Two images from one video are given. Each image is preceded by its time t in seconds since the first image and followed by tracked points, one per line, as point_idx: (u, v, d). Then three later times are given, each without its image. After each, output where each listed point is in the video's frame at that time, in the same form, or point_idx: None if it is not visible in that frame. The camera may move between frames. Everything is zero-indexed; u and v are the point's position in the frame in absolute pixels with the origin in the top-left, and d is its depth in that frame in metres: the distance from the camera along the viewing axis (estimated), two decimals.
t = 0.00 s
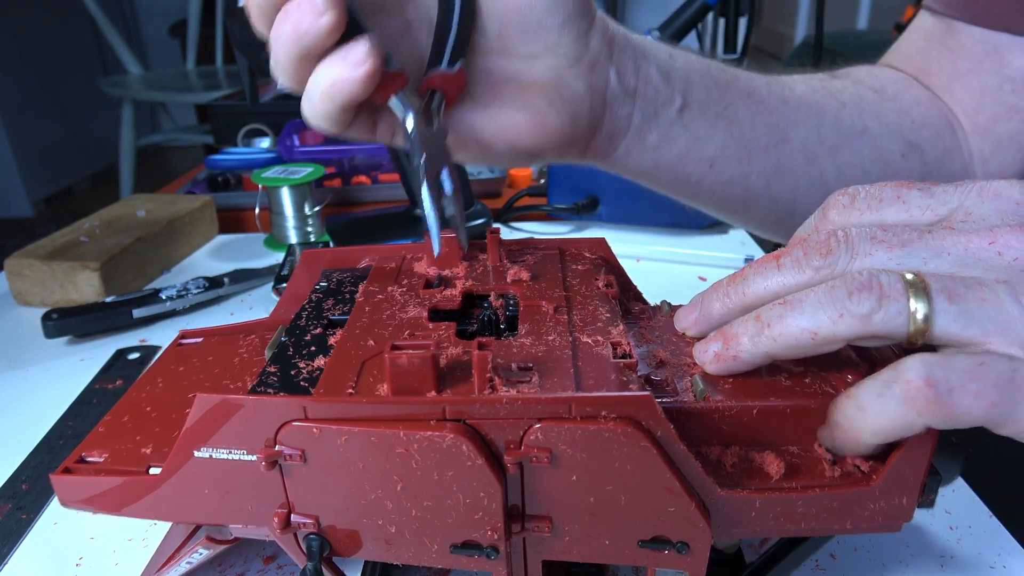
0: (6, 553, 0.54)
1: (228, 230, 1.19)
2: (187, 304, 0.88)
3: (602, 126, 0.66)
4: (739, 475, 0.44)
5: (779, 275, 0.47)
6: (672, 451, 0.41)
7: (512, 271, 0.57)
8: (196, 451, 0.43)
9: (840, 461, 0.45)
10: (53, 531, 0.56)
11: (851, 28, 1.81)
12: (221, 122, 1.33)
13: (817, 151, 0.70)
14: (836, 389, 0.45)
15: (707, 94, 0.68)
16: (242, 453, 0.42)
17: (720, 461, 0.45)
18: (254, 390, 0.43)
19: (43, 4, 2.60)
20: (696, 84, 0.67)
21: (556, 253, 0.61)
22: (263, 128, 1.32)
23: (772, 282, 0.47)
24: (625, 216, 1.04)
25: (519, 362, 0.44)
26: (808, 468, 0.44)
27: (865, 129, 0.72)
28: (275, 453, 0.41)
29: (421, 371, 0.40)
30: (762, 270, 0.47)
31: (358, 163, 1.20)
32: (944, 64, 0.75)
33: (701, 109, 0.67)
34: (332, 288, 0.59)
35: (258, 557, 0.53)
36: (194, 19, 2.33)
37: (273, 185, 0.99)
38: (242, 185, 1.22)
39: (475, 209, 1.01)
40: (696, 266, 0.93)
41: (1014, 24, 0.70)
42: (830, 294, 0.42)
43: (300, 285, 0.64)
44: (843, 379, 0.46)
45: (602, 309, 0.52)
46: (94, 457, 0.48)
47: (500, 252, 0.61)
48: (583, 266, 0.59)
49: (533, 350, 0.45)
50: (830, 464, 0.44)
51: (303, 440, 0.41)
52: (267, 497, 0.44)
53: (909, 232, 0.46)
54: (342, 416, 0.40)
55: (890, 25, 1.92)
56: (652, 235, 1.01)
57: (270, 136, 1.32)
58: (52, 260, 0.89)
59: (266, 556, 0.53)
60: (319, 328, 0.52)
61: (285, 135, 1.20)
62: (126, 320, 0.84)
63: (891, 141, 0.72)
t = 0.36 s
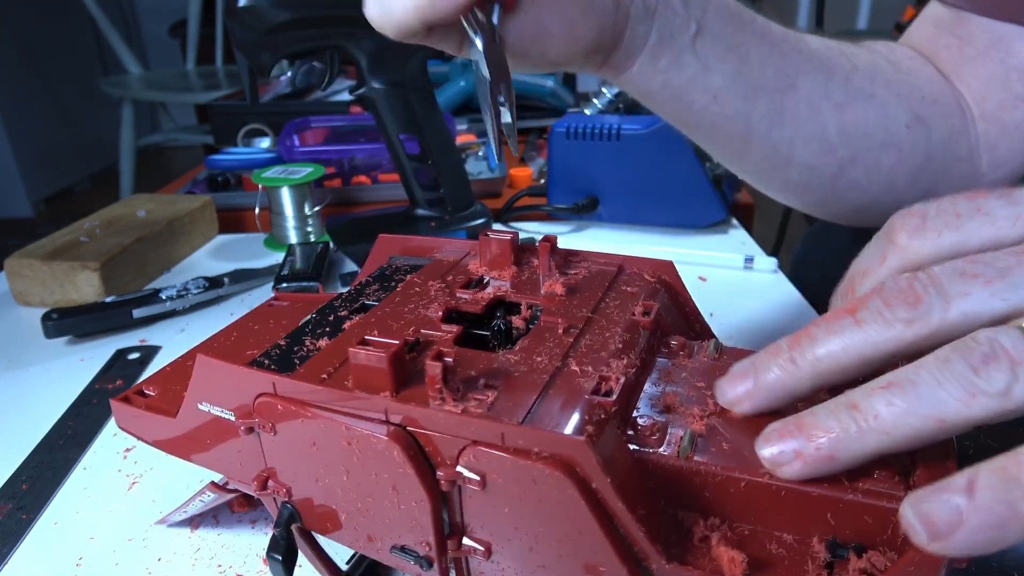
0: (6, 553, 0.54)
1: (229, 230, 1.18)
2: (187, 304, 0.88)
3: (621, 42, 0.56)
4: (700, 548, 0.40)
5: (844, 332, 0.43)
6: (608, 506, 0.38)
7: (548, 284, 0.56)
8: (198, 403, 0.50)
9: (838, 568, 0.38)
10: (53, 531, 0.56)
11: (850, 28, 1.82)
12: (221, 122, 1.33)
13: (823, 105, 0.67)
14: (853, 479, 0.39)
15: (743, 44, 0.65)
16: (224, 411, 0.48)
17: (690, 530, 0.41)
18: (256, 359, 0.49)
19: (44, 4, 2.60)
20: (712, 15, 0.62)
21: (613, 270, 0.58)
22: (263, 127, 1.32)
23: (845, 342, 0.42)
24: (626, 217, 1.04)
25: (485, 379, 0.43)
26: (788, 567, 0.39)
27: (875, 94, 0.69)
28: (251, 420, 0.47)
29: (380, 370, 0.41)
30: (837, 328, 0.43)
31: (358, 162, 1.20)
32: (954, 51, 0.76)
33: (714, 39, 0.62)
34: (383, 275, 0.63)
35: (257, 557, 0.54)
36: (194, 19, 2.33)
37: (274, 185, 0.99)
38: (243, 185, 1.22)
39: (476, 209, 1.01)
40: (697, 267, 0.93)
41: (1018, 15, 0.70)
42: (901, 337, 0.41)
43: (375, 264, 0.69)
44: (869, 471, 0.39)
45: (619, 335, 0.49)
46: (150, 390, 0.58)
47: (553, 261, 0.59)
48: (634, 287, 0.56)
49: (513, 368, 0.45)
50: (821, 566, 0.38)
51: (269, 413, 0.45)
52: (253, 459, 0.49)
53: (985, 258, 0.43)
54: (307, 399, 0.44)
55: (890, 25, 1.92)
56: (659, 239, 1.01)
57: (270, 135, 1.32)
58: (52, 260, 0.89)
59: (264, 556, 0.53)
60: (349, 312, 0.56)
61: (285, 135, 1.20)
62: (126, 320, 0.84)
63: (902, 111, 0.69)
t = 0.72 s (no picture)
0: (6, 552, 0.54)
1: (229, 230, 1.19)
2: (187, 304, 0.88)
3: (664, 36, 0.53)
4: (700, 548, 0.40)
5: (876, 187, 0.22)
6: (609, 506, 0.38)
7: (548, 284, 0.56)
8: (198, 403, 0.50)
9: (838, 568, 0.38)
10: (53, 532, 0.56)
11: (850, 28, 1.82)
12: (221, 122, 1.33)
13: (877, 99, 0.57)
14: (851, 479, 0.39)
15: None
16: (224, 411, 0.48)
17: (690, 531, 0.41)
18: (256, 359, 0.49)
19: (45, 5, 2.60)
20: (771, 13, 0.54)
21: (613, 271, 0.58)
22: (263, 127, 1.32)
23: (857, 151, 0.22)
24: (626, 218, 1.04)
25: (486, 379, 0.43)
26: (789, 568, 0.39)
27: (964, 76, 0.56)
28: (251, 421, 0.47)
29: (380, 370, 0.41)
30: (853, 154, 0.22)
31: (358, 163, 1.20)
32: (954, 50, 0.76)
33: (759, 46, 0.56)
34: (384, 275, 0.63)
35: (258, 557, 0.54)
36: (194, 19, 2.33)
37: (274, 185, 0.99)
38: (242, 185, 1.22)
39: (476, 209, 1.01)
40: (696, 268, 0.93)
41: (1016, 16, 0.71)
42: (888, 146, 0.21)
43: (376, 264, 0.69)
44: (868, 470, 0.39)
45: (618, 336, 0.49)
46: (150, 390, 0.58)
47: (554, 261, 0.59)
48: (634, 287, 0.56)
49: (514, 368, 0.45)
50: (821, 566, 0.38)
51: (269, 413, 0.45)
52: (252, 459, 0.49)
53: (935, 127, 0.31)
54: (307, 400, 0.44)
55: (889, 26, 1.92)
56: (660, 238, 1.01)
57: (270, 135, 1.32)
58: (52, 260, 0.89)
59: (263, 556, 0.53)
60: (349, 312, 0.56)
61: (285, 135, 1.20)
62: (126, 320, 0.84)
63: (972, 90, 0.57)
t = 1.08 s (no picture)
0: (6, 552, 0.54)
1: (229, 230, 1.19)
2: (187, 304, 0.88)
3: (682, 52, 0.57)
4: (700, 548, 0.40)
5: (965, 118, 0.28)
6: (609, 506, 0.38)
7: (548, 284, 0.56)
8: (198, 404, 0.50)
9: (838, 568, 0.38)
10: (52, 532, 0.56)
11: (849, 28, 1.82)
12: (221, 122, 1.33)
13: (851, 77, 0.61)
14: (852, 479, 0.39)
15: None
16: (224, 412, 0.48)
17: (690, 530, 0.41)
18: (256, 359, 0.49)
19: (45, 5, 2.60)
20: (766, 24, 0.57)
21: (613, 271, 0.58)
22: (263, 127, 1.32)
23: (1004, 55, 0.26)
24: (626, 218, 1.04)
25: (485, 379, 0.43)
26: (789, 568, 0.39)
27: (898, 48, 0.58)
28: (251, 420, 0.47)
29: (380, 370, 0.41)
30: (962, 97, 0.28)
31: (358, 163, 1.20)
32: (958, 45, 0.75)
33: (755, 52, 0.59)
34: (383, 275, 0.63)
35: (257, 557, 0.54)
36: (194, 19, 2.33)
37: (274, 186, 0.99)
38: (242, 185, 1.22)
39: (476, 209, 1.01)
40: (695, 267, 0.93)
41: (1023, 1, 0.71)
42: None
43: (376, 264, 0.69)
44: (868, 470, 0.39)
45: (619, 335, 0.49)
46: (150, 390, 0.58)
47: (553, 261, 0.59)
48: (634, 287, 0.56)
49: (515, 368, 0.45)
50: (821, 565, 0.38)
51: (269, 413, 0.45)
52: (253, 460, 0.49)
53: None
54: (306, 400, 0.44)
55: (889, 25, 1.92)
56: (660, 238, 1.01)
57: (270, 135, 1.32)
58: (52, 260, 0.89)
59: (263, 556, 0.54)
60: (349, 312, 0.56)
61: (285, 135, 1.20)
62: (126, 320, 0.84)
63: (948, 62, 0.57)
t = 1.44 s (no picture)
0: (6, 552, 0.54)
1: (229, 230, 1.19)
2: (187, 303, 0.88)
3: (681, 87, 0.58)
4: (700, 547, 0.40)
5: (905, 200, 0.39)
6: (609, 506, 0.38)
7: (548, 284, 0.56)
8: (198, 404, 0.50)
9: (838, 568, 0.38)
10: (53, 532, 0.56)
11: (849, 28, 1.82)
12: (221, 122, 1.33)
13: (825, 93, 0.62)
14: (852, 479, 0.39)
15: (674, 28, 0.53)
16: (224, 412, 0.48)
17: (689, 530, 0.41)
18: (256, 359, 0.49)
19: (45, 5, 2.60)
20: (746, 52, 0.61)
21: (614, 271, 0.58)
22: (263, 127, 1.32)
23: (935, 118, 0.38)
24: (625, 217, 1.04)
25: (485, 379, 0.43)
26: (788, 568, 0.39)
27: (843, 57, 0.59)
28: (251, 421, 0.47)
29: (380, 370, 0.41)
30: (903, 154, 0.39)
31: (359, 163, 1.20)
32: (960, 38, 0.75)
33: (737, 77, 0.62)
34: (384, 275, 0.63)
35: (258, 557, 0.54)
36: (194, 20, 2.33)
37: (274, 185, 0.99)
38: (242, 185, 1.22)
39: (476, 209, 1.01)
40: (695, 267, 0.93)
41: None
42: None
43: (375, 264, 0.69)
44: (868, 471, 0.39)
45: (619, 335, 0.49)
46: (150, 390, 0.58)
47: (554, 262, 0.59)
48: (635, 287, 0.56)
49: (515, 368, 0.45)
50: (821, 565, 0.38)
51: (269, 413, 0.45)
52: (253, 460, 0.49)
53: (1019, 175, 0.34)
54: (306, 400, 0.44)
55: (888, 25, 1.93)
56: (660, 238, 1.01)
57: (270, 135, 1.32)
58: (52, 260, 0.89)
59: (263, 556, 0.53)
60: (349, 312, 0.56)
61: (285, 135, 1.20)
62: (126, 320, 0.84)
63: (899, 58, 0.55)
